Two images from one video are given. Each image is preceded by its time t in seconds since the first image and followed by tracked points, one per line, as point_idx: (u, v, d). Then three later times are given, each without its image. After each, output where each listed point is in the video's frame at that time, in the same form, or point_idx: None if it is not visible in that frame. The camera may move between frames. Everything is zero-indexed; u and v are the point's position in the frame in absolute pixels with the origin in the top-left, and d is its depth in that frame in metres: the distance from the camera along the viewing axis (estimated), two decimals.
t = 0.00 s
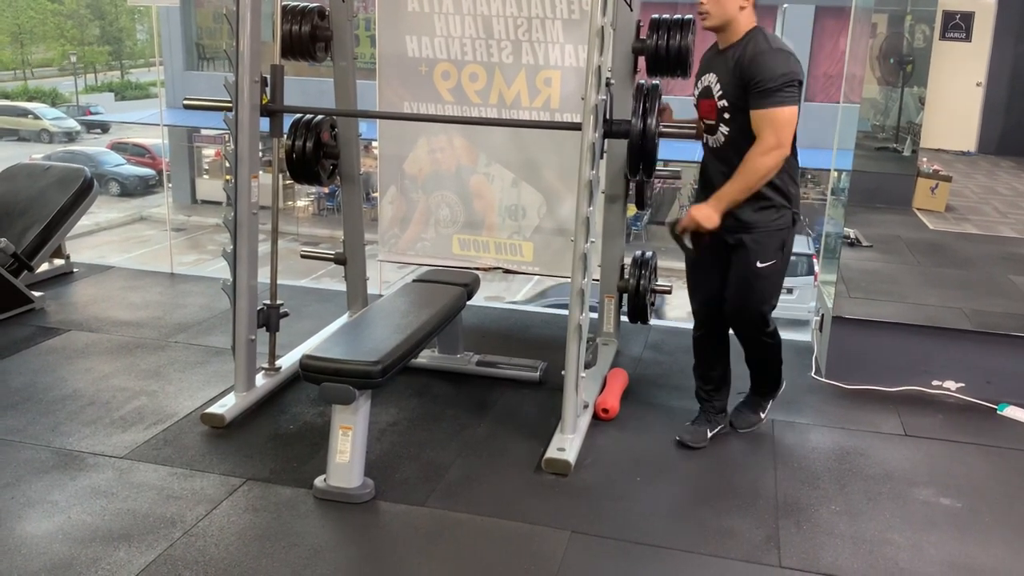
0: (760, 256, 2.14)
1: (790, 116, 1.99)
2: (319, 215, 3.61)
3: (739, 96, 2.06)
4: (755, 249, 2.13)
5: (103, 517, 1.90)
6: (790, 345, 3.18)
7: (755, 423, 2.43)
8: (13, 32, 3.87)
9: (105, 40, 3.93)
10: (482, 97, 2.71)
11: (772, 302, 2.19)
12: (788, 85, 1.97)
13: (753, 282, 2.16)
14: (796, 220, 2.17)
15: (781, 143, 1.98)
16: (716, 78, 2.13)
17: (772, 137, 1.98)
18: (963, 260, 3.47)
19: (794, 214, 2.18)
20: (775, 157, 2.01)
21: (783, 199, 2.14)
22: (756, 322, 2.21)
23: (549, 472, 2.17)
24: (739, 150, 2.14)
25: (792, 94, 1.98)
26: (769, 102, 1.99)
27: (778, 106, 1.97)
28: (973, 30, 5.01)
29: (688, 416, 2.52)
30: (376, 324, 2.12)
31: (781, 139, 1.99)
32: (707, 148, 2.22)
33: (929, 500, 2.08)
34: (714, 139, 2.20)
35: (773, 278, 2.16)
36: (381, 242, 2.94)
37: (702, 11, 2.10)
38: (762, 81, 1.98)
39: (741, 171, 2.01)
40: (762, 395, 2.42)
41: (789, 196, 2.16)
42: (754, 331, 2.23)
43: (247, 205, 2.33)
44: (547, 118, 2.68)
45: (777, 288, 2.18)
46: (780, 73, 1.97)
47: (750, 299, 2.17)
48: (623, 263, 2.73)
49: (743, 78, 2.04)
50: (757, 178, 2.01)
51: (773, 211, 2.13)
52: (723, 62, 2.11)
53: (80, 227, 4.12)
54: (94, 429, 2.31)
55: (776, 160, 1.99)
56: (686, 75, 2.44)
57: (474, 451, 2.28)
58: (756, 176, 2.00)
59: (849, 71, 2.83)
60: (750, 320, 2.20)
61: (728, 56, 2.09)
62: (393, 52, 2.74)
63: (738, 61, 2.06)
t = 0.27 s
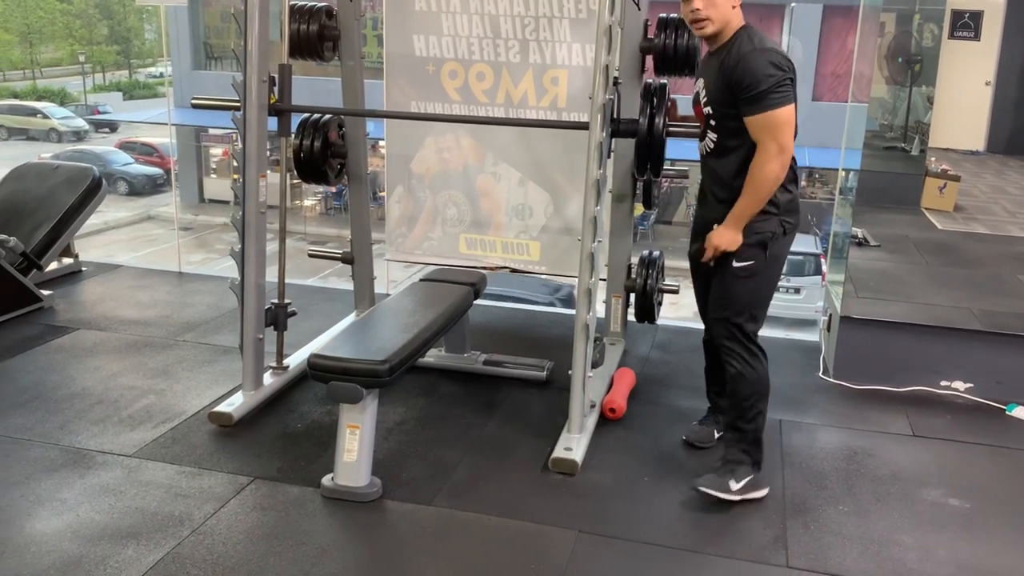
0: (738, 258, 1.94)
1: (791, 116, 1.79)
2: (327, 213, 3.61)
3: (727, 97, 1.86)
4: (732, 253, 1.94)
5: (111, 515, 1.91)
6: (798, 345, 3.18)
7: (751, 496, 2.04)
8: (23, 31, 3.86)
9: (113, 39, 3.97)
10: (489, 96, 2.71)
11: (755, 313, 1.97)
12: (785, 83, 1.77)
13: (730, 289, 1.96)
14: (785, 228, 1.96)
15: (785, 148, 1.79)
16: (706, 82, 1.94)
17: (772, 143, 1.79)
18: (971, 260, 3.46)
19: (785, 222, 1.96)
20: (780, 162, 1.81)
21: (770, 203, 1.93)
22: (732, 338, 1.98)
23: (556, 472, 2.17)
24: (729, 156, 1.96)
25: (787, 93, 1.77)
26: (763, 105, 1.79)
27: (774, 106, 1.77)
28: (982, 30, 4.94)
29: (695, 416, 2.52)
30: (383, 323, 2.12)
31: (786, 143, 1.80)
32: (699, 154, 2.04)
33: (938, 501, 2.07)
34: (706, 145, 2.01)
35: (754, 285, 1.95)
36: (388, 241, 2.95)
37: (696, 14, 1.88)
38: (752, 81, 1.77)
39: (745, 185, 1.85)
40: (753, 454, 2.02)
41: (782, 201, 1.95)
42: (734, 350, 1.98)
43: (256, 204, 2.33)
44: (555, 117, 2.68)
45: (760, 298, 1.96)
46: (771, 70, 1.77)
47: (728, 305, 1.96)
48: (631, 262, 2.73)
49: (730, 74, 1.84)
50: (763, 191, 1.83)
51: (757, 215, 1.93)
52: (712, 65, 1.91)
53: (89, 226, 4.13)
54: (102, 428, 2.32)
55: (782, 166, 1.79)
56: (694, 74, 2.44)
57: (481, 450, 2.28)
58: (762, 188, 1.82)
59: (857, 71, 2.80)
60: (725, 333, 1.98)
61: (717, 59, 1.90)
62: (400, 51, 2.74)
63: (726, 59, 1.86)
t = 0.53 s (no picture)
0: (724, 280, 1.84)
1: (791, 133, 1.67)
2: (335, 214, 3.61)
3: (724, 106, 1.74)
4: (721, 273, 1.84)
5: (120, 514, 1.92)
6: (807, 347, 3.17)
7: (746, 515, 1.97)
8: (34, 32, 3.86)
9: (124, 40, 3.99)
10: (498, 98, 2.71)
11: (747, 337, 1.86)
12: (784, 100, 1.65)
13: (717, 311, 1.86)
14: (778, 249, 1.83)
15: (779, 169, 1.68)
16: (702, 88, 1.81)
17: (767, 163, 1.68)
18: (982, 262, 3.44)
19: (779, 243, 1.83)
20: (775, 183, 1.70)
21: (760, 221, 1.81)
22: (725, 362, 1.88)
23: (564, 473, 2.16)
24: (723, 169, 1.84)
25: (790, 111, 1.65)
26: (763, 121, 1.66)
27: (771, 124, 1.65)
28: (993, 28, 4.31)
29: (703, 418, 2.51)
30: (392, 324, 2.12)
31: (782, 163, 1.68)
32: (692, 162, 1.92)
33: (948, 504, 2.06)
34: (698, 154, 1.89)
35: (743, 309, 1.83)
36: (397, 242, 2.95)
37: (698, 11, 1.74)
38: (750, 97, 1.66)
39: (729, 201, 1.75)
40: (748, 476, 1.95)
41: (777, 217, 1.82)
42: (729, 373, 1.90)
43: (265, 204, 2.34)
44: (563, 118, 2.68)
45: (751, 324, 1.85)
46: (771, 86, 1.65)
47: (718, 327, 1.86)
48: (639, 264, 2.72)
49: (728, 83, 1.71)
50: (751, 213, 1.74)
51: (746, 234, 1.81)
52: (711, 70, 1.78)
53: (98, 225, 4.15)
54: (112, 427, 2.33)
55: (775, 188, 1.69)
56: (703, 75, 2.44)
57: (489, 451, 2.28)
58: (753, 209, 1.73)
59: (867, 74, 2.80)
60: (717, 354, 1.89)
61: (717, 64, 1.77)
62: (410, 52, 2.74)
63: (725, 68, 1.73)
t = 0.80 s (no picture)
0: (706, 302, 1.76)
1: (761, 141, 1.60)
2: (343, 218, 3.62)
3: (694, 114, 1.65)
4: (699, 293, 1.76)
5: (128, 517, 1.92)
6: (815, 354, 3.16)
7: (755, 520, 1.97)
8: (45, 36, 3.92)
9: (133, 44, 4.03)
10: (506, 103, 2.72)
11: (738, 356, 1.79)
12: (755, 104, 1.58)
13: (702, 333, 1.79)
14: (755, 268, 1.75)
15: (748, 177, 1.60)
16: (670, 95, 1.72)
17: (736, 170, 1.60)
18: (991, 269, 3.43)
19: (755, 261, 1.75)
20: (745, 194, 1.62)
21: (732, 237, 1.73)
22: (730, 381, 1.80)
23: (571, 479, 2.16)
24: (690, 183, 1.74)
25: (760, 118, 1.58)
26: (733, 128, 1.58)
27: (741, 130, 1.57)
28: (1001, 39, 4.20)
29: (711, 424, 2.51)
30: (399, 329, 2.12)
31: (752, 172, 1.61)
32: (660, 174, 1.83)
33: (957, 512, 2.05)
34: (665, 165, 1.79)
35: (731, 328, 1.76)
36: (404, 247, 2.95)
37: (664, 13, 1.65)
38: (720, 100, 1.58)
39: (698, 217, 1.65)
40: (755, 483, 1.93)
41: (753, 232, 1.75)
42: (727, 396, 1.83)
43: (273, 208, 2.35)
44: (571, 123, 2.68)
45: (740, 343, 1.78)
46: (741, 92, 1.57)
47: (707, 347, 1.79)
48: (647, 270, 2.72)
49: (697, 88, 1.64)
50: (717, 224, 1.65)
51: (719, 251, 1.72)
52: (679, 75, 1.69)
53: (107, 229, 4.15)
54: (120, 430, 2.34)
55: (744, 197, 1.60)
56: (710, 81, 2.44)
57: (496, 456, 2.28)
58: (721, 221, 1.64)
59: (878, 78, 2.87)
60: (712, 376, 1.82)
61: (685, 69, 1.68)
62: (418, 58, 2.75)
63: (693, 73, 1.66)
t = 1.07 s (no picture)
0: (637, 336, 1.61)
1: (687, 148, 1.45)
2: (349, 229, 3.62)
3: (615, 127, 1.49)
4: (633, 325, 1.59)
5: (135, 528, 1.92)
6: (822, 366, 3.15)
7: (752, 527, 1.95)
8: (54, 47, 3.98)
9: (143, 55, 4.10)
10: (513, 115, 2.73)
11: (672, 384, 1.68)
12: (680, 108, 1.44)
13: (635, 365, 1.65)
14: (682, 293, 1.62)
15: (677, 189, 1.45)
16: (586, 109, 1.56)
17: (662, 182, 1.44)
18: (998, 282, 3.42)
19: (679, 286, 1.62)
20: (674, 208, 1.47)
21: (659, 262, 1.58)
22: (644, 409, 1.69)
23: (578, 492, 2.15)
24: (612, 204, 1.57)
25: (685, 127, 1.44)
26: (655, 137, 1.43)
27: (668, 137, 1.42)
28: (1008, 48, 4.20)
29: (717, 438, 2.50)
30: (406, 341, 2.12)
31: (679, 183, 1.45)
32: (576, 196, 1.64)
33: (965, 527, 2.04)
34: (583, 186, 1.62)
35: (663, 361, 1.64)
36: (411, 257, 2.96)
37: (564, 32, 1.56)
38: (643, 109, 1.43)
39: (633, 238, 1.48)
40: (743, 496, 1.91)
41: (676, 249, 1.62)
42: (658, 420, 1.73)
43: (281, 220, 2.35)
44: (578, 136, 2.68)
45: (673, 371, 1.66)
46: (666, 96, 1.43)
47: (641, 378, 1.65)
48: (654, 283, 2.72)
49: (617, 95, 1.48)
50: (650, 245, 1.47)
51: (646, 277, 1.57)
52: (596, 88, 1.54)
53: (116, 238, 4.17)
54: (127, 440, 2.34)
55: (676, 210, 1.45)
56: (717, 93, 2.45)
57: (502, 469, 2.28)
58: (655, 241, 1.47)
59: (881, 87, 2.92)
60: (657, 403, 1.70)
61: (600, 82, 1.53)
62: (426, 71, 2.76)
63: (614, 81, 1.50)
